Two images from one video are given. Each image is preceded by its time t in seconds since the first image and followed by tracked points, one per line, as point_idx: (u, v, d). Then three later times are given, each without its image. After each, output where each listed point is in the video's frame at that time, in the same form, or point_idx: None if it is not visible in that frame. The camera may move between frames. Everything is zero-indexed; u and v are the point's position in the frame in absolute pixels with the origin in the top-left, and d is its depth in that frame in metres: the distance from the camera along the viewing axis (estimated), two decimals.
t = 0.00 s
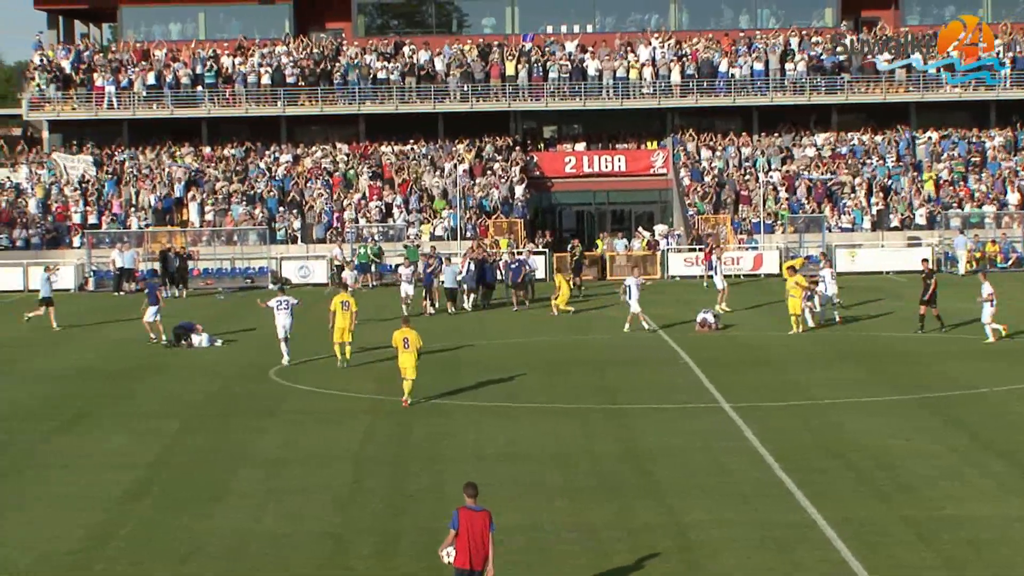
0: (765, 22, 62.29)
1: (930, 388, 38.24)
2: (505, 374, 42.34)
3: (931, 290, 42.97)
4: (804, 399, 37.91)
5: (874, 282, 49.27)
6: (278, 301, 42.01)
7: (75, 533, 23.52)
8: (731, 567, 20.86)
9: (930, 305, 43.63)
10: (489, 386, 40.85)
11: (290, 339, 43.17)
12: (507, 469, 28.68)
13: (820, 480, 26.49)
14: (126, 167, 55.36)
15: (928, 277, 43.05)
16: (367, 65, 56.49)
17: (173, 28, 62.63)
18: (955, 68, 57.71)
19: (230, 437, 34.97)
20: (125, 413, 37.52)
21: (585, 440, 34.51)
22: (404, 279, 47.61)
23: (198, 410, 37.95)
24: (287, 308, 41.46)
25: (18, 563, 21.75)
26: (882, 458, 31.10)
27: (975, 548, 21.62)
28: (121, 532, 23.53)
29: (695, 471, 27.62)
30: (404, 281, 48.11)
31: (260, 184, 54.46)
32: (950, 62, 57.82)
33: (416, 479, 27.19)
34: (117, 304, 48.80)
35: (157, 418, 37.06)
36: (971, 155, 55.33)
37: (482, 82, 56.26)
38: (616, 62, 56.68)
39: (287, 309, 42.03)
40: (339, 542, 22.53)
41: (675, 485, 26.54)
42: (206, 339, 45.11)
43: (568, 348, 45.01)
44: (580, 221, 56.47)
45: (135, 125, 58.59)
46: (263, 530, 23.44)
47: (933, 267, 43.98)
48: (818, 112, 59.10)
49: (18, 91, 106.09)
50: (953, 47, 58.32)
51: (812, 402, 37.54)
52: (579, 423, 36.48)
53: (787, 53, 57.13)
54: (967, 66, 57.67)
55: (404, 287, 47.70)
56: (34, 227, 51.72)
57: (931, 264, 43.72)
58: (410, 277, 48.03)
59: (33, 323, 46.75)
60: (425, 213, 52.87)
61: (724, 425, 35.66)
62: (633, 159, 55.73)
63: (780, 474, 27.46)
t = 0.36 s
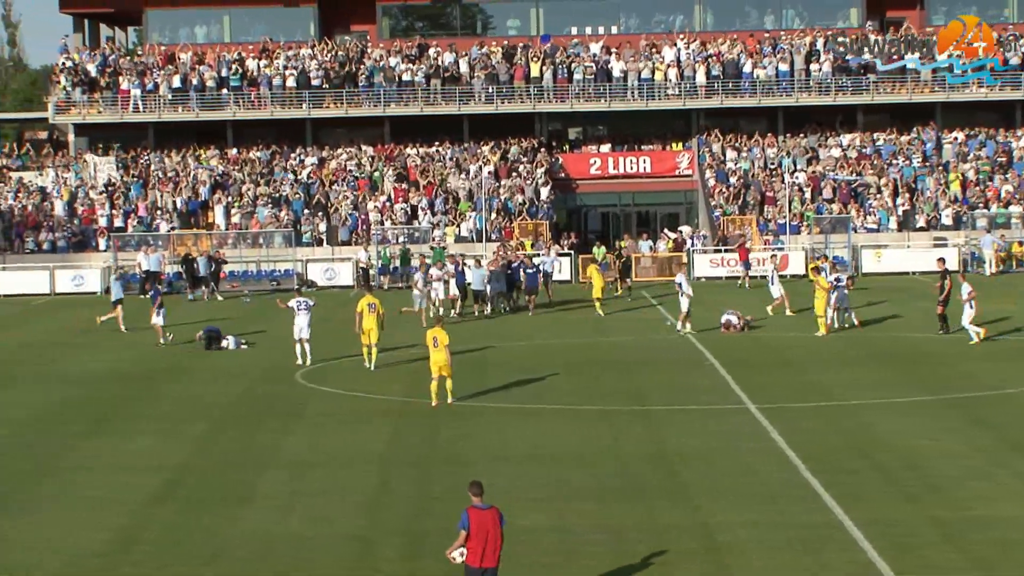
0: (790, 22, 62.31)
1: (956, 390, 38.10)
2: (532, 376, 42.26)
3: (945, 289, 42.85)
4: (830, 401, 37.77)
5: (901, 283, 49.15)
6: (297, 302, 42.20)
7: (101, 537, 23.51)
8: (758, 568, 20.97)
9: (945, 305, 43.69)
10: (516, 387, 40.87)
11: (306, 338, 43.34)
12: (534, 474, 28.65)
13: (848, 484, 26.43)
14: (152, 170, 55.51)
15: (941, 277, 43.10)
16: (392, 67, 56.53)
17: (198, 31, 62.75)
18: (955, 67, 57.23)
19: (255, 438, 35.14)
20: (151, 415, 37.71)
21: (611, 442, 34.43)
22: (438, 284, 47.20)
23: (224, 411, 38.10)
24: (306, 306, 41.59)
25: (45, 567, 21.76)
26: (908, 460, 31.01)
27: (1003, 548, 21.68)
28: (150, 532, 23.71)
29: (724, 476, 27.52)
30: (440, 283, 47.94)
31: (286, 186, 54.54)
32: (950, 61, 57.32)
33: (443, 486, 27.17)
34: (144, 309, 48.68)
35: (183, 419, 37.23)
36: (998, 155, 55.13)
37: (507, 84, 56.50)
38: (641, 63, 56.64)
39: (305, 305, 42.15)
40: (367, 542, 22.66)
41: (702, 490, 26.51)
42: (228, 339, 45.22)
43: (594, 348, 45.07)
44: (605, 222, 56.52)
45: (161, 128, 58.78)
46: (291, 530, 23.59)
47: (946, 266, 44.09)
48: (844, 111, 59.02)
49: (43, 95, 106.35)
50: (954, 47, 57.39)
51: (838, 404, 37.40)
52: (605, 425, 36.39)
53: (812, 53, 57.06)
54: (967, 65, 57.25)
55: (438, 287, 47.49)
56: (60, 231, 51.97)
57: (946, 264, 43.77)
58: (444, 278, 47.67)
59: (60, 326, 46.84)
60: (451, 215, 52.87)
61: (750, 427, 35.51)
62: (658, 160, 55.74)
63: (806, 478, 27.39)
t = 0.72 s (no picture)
0: (814, 21, 62.29)
1: (981, 390, 38.04)
2: (559, 377, 42.24)
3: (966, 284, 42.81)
4: (856, 402, 37.71)
5: (926, 283, 49.04)
6: (314, 302, 42.40)
7: (135, 535, 23.71)
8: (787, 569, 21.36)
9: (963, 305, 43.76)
10: (544, 389, 40.86)
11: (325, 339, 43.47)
12: (564, 476, 28.70)
13: (879, 488, 26.40)
14: (177, 172, 55.59)
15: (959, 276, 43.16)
16: (417, 69, 56.39)
17: (223, 33, 62.94)
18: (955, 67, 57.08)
19: (280, 438, 35.39)
20: (177, 414, 37.91)
21: (639, 442, 34.39)
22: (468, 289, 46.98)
23: (249, 412, 38.31)
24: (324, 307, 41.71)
25: (75, 566, 21.87)
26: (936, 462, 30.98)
27: None
28: (182, 531, 23.97)
29: (754, 478, 27.51)
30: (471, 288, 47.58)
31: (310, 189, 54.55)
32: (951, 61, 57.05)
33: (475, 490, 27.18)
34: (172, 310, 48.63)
35: (208, 419, 37.45)
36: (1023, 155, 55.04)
37: (532, 85, 56.58)
38: (665, 64, 56.67)
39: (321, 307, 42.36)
40: (399, 539, 22.98)
41: (733, 492, 26.50)
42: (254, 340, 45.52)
43: (619, 348, 45.19)
44: (630, 223, 56.66)
45: (186, 130, 58.93)
46: (323, 529, 23.89)
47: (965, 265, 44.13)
48: (869, 112, 58.96)
49: (70, 97, 106.70)
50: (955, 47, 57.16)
51: (864, 404, 37.36)
52: (631, 426, 36.36)
53: (837, 53, 56.99)
54: (967, 65, 57.20)
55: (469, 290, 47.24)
56: (85, 233, 52.26)
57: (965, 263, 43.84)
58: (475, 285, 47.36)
59: (85, 328, 46.99)
60: (475, 216, 52.89)
61: (775, 427, 35.49)
62: (683, 160, 55.59)
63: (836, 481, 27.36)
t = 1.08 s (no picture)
0: (835, 21, 62.20)
1: (1002, 391, 37.92)
2: (582, 377, 42.20)
3: (986, 283, 42.96)
4: (877, 402, 37.62)
5: (949, 283, 48.94)
6: (324, 304, 42.61)
7: (158, 535, 23.78)
8: (807, 569, 21.36)
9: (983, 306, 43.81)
10: (566, 389, 40.83)
11: (337, 337, 43.73)
12: (585, 476, 28.71)
13: (903, 488, 26.32)
14: (198, 173, 55.73)
15: (979, 276, 43.29)
16: (438, 69, 56.44)
17: (243, 34, 63.01)
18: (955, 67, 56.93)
19: (300, 438, 35.44)
20: (198, 414, 37.97)
21: (661, 443, 34.32)
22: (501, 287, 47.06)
23: (270, 412, 38.32)
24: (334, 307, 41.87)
25: (95, 566, 21.92)
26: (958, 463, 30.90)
27: None
28: (203, 531, 24.01)
29: (777, 480, 27.45)
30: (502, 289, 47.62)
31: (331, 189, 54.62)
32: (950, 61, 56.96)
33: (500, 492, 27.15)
34: (194, 311, 48.75)
35: (228, 419, 37.49)
36: None
37: (552, 85, 56.51)
38: (686, 64, 56.73)
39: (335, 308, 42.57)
40: (421, 539, 23.03)
41: (757, 493, 26.44)
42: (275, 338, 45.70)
43: (641, 348, 45.18)
44: (651, 223, 56.54)
45: (205, 131, 59.00)
46: (344, 528, 23.93)
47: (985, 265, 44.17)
48: (890, 111, 58.96)
49: (91, 98, 107.04)
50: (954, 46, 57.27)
51: (886, 404, 37.33)
52: (652, 427, 36.32)
53: (858, 53, 57.03)
54: (966, 65, 56.94)
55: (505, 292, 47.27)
56: (107, 234, 52.38)
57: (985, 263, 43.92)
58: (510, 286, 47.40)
59: (107, 328, 47.11)
60: (496, 216, 52.87)
61: (796, 428, 35.42)
62: (704, 160, 55.31)
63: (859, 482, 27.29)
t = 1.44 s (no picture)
0: (852, 21, 62.10)
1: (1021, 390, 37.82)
2: (601, 377, 42.17)
3: (1004, 283, 42.90)
4: (895, 402, 37.52)
5: (968, 281, 48.91)
6: (332, 303, 42.68)
7: (177, 534, 23.82)
8: (824, 570, 21.34)
9: (1002, 302, 43.74)
10: (586, 389, 40.80)
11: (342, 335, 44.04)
12: (604, 476, 28.69)
13: (925, 490, 26.22)
14: (215, 172, 55.71)
15: (998, 273, 43.22)
16: (455, 69, 56.52)
17: (261, 35, 63.10)
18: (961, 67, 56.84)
19: (317, 439, 35.47)
20: (215, 415, 38.04)
21: (680, 444, 34.23)
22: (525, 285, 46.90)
23: (287, 412, 38.36)
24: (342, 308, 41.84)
25: (114, 567, 21.92)
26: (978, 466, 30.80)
27: None
28: (221, 531, 24.06)
29: (799, 481, 27.37)
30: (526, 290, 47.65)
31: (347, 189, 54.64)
32: (950, 61, 57.03)
33: (522, 494, 27.10)
34: (210, 312, 48.79)
35: (246, 419, 37.56)
36: None
37: (570, 84, 56.49)
38: (703, 63, 56.71)
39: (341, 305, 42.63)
40: (439, 539, 23.04)
41: (779, 494, 26.36)
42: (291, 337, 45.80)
43: (659, 348, 45.16)
44: (668, 223, 56.40)
45: (223, 131, 59.00)
46: (362, 528, 23.95)
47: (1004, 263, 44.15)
48: (908, 111, 58.93)
49: (108, 98, 107.38)
50: (954, 47, 57.23)
51: (905, 403, 37.28)
52: (669, 427, 36.28)
53: (875, 51, 56.97)
54: (967, 65, 56.94)
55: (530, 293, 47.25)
56: (124, 235, 52.33)
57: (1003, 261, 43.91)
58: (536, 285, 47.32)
59: (124, 328, 47.21)
60: (513, 216, 52.81)
61: (814, 428, 35.33)
62: (721, 159, 55.41)
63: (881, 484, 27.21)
